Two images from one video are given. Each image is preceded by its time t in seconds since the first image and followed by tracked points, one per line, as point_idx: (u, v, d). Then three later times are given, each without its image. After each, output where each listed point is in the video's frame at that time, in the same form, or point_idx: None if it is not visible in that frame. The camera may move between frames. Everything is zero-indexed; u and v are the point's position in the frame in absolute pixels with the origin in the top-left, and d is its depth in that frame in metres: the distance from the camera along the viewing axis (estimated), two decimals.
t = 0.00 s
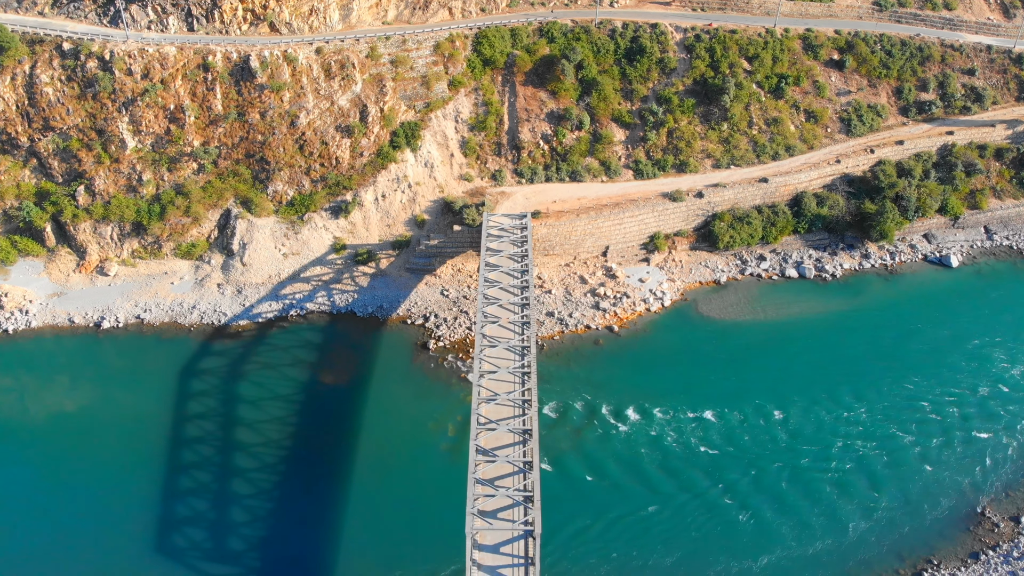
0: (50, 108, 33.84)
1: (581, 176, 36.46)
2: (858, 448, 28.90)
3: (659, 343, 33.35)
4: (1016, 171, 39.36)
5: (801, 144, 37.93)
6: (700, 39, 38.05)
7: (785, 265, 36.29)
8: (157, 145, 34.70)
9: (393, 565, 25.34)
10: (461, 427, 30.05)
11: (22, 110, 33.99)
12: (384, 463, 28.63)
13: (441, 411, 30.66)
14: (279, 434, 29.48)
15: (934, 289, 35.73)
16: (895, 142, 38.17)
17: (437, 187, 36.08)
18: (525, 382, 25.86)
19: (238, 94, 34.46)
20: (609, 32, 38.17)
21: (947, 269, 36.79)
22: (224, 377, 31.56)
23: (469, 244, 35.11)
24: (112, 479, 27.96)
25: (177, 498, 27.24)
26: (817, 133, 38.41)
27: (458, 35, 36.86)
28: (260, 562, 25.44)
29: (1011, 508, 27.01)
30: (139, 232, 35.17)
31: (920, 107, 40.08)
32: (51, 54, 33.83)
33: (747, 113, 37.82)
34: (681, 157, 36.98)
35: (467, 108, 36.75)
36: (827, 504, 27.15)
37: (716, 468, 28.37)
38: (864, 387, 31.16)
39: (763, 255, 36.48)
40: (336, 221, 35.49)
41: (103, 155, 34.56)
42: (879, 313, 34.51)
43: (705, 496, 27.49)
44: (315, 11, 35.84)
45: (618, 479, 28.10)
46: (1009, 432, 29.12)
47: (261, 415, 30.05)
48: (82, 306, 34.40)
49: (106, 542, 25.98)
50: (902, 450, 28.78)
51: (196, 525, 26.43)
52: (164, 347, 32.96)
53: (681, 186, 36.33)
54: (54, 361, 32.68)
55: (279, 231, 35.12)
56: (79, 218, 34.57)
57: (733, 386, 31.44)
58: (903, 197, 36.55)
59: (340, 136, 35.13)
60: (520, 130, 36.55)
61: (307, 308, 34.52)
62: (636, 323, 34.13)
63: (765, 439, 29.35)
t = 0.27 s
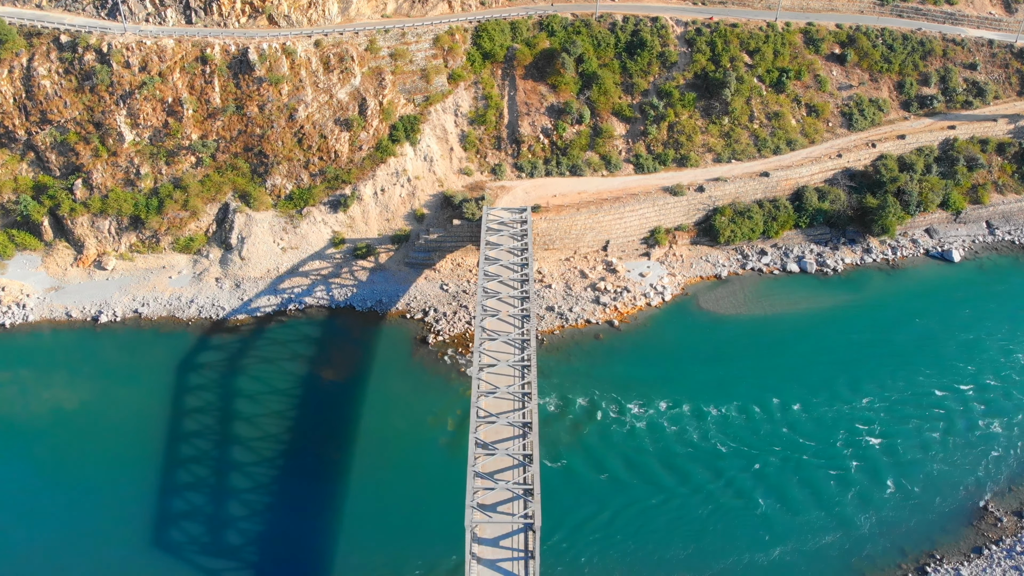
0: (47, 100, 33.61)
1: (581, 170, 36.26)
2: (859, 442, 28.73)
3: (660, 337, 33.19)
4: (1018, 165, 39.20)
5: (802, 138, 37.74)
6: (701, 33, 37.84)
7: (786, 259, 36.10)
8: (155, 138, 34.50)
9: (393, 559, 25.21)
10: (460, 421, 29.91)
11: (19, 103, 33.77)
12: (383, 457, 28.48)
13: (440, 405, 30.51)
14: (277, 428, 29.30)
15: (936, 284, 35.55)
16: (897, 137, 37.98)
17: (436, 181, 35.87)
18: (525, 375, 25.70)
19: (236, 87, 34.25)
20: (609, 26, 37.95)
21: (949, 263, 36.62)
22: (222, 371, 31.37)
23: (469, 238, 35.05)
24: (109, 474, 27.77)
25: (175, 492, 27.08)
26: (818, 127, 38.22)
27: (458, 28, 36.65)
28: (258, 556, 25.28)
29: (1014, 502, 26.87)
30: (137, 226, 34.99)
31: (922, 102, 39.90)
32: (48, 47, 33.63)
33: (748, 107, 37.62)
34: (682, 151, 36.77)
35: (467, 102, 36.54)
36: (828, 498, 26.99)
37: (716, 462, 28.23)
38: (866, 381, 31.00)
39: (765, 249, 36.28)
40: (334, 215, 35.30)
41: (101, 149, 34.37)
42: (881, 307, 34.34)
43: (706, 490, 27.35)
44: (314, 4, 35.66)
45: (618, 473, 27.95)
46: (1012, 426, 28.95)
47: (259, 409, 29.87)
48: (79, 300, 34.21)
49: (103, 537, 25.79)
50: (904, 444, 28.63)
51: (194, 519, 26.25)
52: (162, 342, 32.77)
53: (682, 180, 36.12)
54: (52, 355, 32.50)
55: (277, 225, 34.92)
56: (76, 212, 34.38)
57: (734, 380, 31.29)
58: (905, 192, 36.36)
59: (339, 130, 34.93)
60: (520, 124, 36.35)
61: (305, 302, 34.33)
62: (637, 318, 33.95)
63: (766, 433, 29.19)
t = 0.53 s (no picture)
0: (45, 94, 33.41)
1: (582, 165, 36.07)
2: (861, 437, 28.55)
3: (660, 332, 33.00)
4: (1020, 161, 39.03)
5: (803, 133, 37.59)
6: (702, 28, 37.67)
7: (787, 255, 35.93)
8: (153, 132, 34.31)
9: (392, 554, 25.04)
10: (460, 416, 29.75)
11: (16, 97, 33.59)
12: (381, 452, 28.32)
13: (440, 400, 30.35)
14: (276, 423, 29.12)
15: (938, 279, 35.37)
16: (898, 132, 37.82)
17: (436, 176, 35.69)
18: (525, 369, 25.54)
19: (235, 81, 34.08)
20: (610, 20, 37.76)
21: (951, 259, 36.44)
22: (220, 366, 31.20)
23: (469, 233, 34.85)
24: (107, 469, 27.60)
25: (172, 487, 26.90)
26: (819, 122, 38.07)
27: (457, 22, 36.47)
28: (256, 551, 25.10)
29: (1017, 497, 26.67)
30: (135, 221, 34.80)
31: (924, 97, 39.74)
32: (45, 40, 33.42)
33: (750, 102, 37.45)
34: (683, 146, 36.61)
35: (467, 97, 36.36)
36: (830, 492, 26.81)
37: (717, 456, 28.06)
38: (867, 376, 30.82)
39: (766, 245, 36.09)
40: (333, 210, 35.11)
41: (99, 143, 34.17)
42: (882, 303, 34.17)
43: (706, 485, 27.17)
44: None
45: (618, 468, 27.77)
46: (1015, 421, 28.76)
47: (257, 404, 29.70)
48: (77, 296, 34.05)
49: (100, 532, 25.60)
50: (907, 439, 28.44)
51: (192, 514, 26.06)
52: (160, 337, 32.59)
53: (682, 175, 35.92)
54: (49, 350, 32.32)
55: (276, 220, 34.74)
56: (74, 207, 34.18)
57: (735, 375, 31.11)
58: (907, 186, 36.18)
59: (338, 124, 34.76)
60: (520, 118, 36.16)
61: (304, 298, 34.13)
62: (637, 313, 33.77)
63: (767, 428, 29.00)
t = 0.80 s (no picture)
0: (43, 87, 33.24)
1: (582, 159, 35.87)
2: (864, 431, 28.37)
3: (661, 327, 32.80)
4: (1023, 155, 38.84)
5: (805, 127, 37.41)
6: (703, 21, 37.45)
7: (789, 249, 35.72)
8: (152, 126, 34.13)
9: (391, 548, 24.88)
10: (460, 410, 29.56)
11: (14, 90, 33.43)
12: (381, 446, 28.14)
13: (439, 394, 30.17)
14: (274, 417, 28.95)
15: (941, 273, 35.19)
16: (900, 126, 37.68)
17: (435, 170, 35.51)
18: (526, 362, 25.35)
19: (233, 74, 33.91)
20: (611, 14, 37.56)
21: (954, 253, 36.25)
22: (219, 360, 31.03)
23: (469, 228, 34.71)
24: (104, 463, 27.43)
25: (170, 481, 26.73)
26: (821, 116, 37.88)
27: (457, 16, 36.27)
28: (255, 545, 24.94)
29: (1021, 492, 26.51)
30: (133, 215, 34.62)
31: (926, 91, 39.57)
32: (43, 33, 33.27)
33: (751, 96, 37.27)
34: (684, 140, 36.43)
35: (467, 90, 36.15)
36: (833, 487, 26.63)
37: (719, 451, 27.88)
38: (870, 370, 30.65)
39: (768, 239, 35.87)
40: (332, 204, 34.92)
41: (97, 137, 33.99)
42: (884, 297, 33.98)
43: (708, 480, 26.99)
44: None
45: (619, 462, 27.59)
46: (1019, 415, 28.58)
47: (256, 398, 29.53)
48: (75, 290, 33.88)
49: (98, 526, 25.46)
50: (909, 433, 28.27)
51: (190, 508, 25.90)
52: (158, 331, 32.42)
53: (684, 169, 35.72)
54: (47, 345, 32.15)
55: (275, 214, 34.56)
56: (72, 200, 34.00)
57: (736, 369, 30.92)
58: (909, 180, 36.00)
59: (337, 118, 34.57)
60: (521, 112, 35.98)
61: (303, 292, 33.94)
62: (638, 308, 33.57)
63: (769, 422, 28.82)
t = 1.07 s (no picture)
0: (41, 81, 33.11)
1: (583, 153, 35.67)
2: (866, 425, 28.21)
3: (662, 321, 32.64)
4: None
5: (807, 122, 37.24)
6: (704, 15, 37.24)
7: (791, 244, 35.53)
8: (150, 119, 33.97)
9: (391, 543, 24.71)
10: (460, 404, 29.40)
11: (12, 84, 33.30)
12: (380, 440, 27.97)
13: (439, 389, 30.00)
14: (273, 411, 28.78)
15: (943, 268, 35.02)
16: (902, 121, 37.51)
17: (435, 164, 35.28)
18: (526, 356, 25.20)
19: (232, 67, 33.75)
20: (612, 8, 37.38)
21: (956, 248, 36.09)
22: (217, 355, 30.86)
23: (469, 222, 34.40)
24: (101, 457, 27.28)
25: (168, 476, 26.59)
26: (823, 110, 37.72)
27: (457, 9, 36.08)
28: (253, 539, 24.78)
29: None
30: (131, 209, 34.46)
31: (928, 86, 39.41)
32: (42, 27, 33.14)
33: (752, 90, 37.09)
34: (685, 134, 36.24)
35: (467, 84, 35.97)
36: (834, 481, 26.47)
37: (720, 445, 27.72)
38: (872, 365, 30.49)
39: (769, 234, 35.71)
40: (332, 198, 34.71)
41: (95, 130, 33.83)
42: (886, 292, 33.80)
43: (709, 474, 26.84)
44: None
45: (620, 457, 27.43)
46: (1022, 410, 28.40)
47: (255, 392, 29.37)
48: (73, 284, 33.73)
49: (95, 520, 25.32)
50: (912, 427, 28.09)
51: (187, 502, 25.75)
52: (156, 325, 32.26)
53: (685, 163, 35.52)
54: (45, 340, 32.01)
55: (274, 208, 34.39)
56: (70, 194, 33.84)
57: (737, 364, 30.77)
58: (911, 175, 35.83)
59: (336, 112, 34.38)
60: (521, 106, 35.78)
61: (302, 286, 33.75)
62: (639, 303, 33.39)
63: (770, 417, 28.66)
